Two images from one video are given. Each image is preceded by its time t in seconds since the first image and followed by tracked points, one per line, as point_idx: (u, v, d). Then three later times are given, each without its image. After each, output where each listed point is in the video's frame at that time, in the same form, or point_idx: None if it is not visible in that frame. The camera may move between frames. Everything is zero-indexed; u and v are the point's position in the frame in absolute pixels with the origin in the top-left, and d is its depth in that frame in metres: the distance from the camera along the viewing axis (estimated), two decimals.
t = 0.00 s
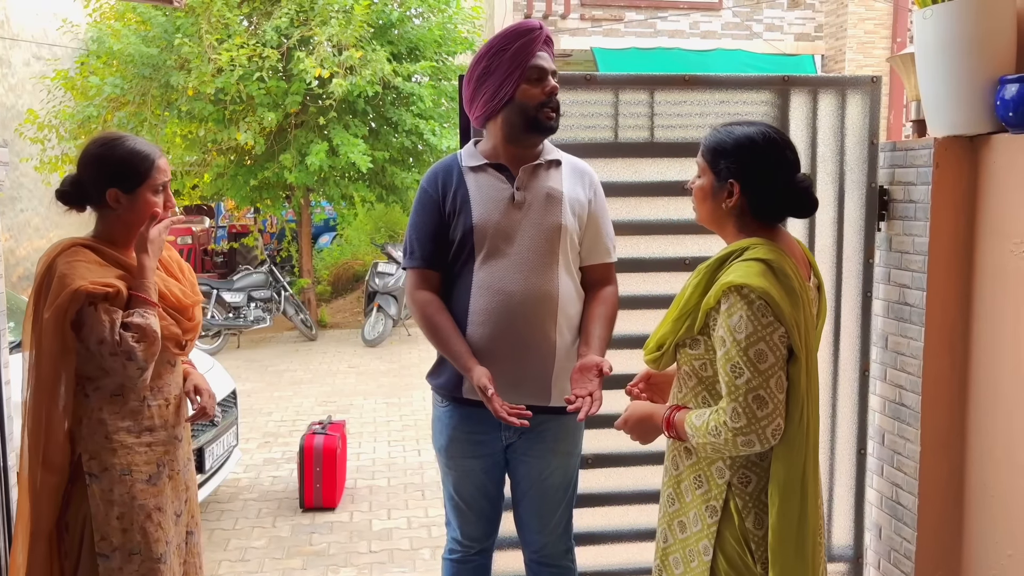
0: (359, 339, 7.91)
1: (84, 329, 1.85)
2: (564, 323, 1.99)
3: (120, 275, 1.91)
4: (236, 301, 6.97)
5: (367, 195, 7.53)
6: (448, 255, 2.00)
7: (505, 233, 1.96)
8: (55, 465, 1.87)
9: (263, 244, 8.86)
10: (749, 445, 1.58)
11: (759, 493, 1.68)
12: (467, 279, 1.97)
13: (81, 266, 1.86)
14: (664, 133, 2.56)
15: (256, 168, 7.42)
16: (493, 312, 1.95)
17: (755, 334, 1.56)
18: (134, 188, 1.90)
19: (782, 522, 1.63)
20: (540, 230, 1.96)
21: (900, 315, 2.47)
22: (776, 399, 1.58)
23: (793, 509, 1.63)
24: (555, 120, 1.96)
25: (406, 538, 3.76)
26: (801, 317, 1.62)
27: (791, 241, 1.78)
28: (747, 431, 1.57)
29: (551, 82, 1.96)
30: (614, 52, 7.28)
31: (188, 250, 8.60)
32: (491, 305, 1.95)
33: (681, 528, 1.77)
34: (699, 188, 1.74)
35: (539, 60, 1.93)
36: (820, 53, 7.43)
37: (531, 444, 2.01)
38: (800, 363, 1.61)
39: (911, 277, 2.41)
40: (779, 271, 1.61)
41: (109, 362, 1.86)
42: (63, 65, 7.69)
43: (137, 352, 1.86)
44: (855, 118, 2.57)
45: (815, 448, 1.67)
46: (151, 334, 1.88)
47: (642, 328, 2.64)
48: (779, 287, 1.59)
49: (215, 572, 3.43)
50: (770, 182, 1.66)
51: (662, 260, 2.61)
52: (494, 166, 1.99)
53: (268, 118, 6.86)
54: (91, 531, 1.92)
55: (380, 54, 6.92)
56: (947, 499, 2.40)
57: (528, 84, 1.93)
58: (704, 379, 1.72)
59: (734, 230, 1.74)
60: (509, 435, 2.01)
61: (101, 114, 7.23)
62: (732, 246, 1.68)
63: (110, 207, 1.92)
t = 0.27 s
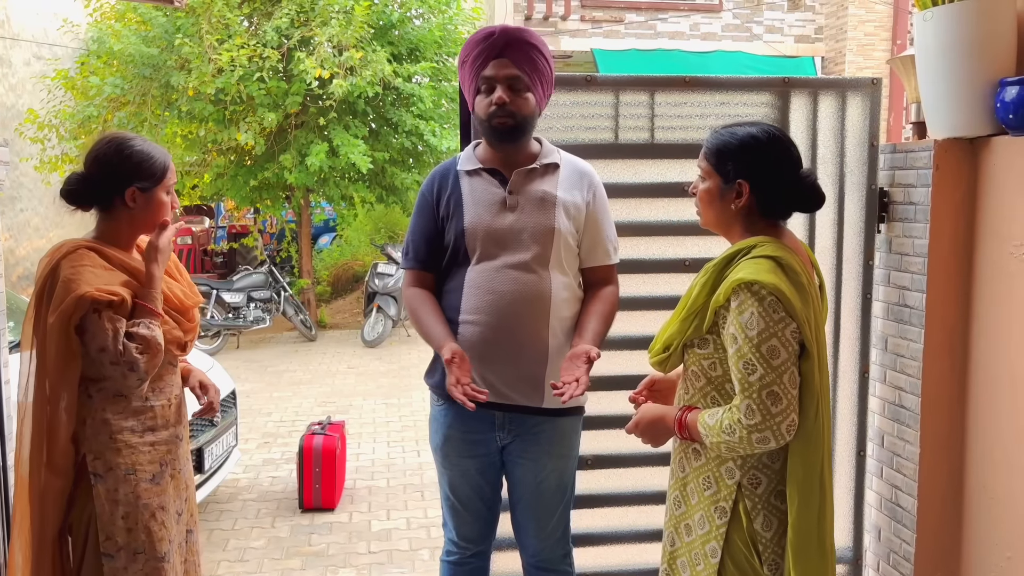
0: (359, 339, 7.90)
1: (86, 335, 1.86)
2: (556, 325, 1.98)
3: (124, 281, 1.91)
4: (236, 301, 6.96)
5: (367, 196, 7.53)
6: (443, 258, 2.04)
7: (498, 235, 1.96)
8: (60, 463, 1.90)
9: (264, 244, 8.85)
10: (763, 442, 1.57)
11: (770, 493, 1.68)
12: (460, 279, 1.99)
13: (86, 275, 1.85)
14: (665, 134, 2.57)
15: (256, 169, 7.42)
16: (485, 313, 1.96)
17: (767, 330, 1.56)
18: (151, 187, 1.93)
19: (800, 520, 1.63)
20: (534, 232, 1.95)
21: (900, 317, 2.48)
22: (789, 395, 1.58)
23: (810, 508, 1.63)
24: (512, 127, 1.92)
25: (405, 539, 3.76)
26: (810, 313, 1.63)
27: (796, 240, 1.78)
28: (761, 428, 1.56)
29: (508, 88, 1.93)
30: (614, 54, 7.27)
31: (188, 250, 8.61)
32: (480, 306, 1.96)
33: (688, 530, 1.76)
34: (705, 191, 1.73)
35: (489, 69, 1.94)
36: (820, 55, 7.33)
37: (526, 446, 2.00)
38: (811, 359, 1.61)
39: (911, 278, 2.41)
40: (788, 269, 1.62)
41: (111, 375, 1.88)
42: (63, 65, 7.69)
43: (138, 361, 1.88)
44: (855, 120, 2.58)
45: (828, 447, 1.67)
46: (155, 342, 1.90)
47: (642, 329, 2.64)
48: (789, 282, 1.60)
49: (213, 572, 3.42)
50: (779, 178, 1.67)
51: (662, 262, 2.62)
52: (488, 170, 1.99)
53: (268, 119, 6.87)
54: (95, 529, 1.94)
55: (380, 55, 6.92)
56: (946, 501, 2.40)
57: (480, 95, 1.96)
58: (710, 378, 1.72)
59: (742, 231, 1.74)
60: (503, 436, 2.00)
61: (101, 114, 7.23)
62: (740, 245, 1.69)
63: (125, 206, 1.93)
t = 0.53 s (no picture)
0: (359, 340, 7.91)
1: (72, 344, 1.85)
2: (544, 326, 1.95)
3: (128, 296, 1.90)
4: (236, 302, 6.96)
5: (367, 197, 7.53)
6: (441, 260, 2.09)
7: (486, 234, 1.96)
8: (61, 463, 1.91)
9: (264, 245, 8.85)
10: (765, 439, 1.57)
11: (773, 494, 1.68)
12: (450, 279, 2.01)
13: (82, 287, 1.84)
14: (666, 136, 2.57)
15: (256, 170, 7.42)
16: (471, 312, 1.96)
17: (767, 327, 1.56)
18: (153, 188, 1.93)
19: (809, 520, 1.63)
20: (520, 230, 1.93)
21: (900, 319, 2.48)
22: (791, 391, 1.58)
23: (816, 506, 1.63)
24: (479, 127, 1.91)
25: (405, 540, 3.76)
26: (810, 310, 1.63)
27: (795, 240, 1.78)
28: (763, 425, 1.56)
29: (478, 88, 1.91)
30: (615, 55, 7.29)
31: (188, 250, 8.62)
32: (465, 306, 1.97)
33: (691, 533, 1.76)
34: (707, 194, 1.73)
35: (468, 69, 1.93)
36: (821, 57, 7.48)
37: (517, 450, 1.97)
38: (812, 356, 1.62)
39: (911, 281, 2.41)
40: (789, 266, 1.62)
41: (82, 399, 1.84)
42: (63, 65, 7.68)
43: (111, 390, 1.83)
44: (855, 122, 2.58)
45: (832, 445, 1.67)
46: (137, 379, 1.85)
47: (642, 331, 2.64)
48: (788, 279, 1.61)
49: (213, 573, 3.42)
50: (781, 176, 1.67)
51: (663, 263, 2.62)
52: (480, 172, 2.01)
53: (268, 120, 6.87)
54: (98, 529, 1.95)
55: (381, 56, 6.92)
56: (945, 504, 2.40)
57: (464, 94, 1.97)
58: (709, 378, 1.72)
59: (744, 232, 1.74)
60: (496, 439, 1.98)
61: (102, 115, 7.20)
62: (740, 244, 1.69)
63: (126, 205, 1.93)
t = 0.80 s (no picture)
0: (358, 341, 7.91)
1: (61, 346, 1.85)
2: (534, 327, 1.94)
3: (125, 301, 1.91)
4: (236, 302, 6.96)
5: (367, 197, 7.54)
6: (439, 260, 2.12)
7: (476, 233, 1.97)
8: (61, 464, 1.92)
9: (264, 246, 8.86)
10: (768, 438, 1.57)
11: (773, 494, 1.68)
12: (443, 278, 2.03)
13: (76, 288, 1.85)
14: (666, 137, 2.57)
15: (256, 170, 7.42)
16: (462, 311, 1.96)
17: (768, 326, 1.57)
18: (152, 192, 1.92)
19: (810, 518, 1.64)
20: (507, 231, 1.93)
21: (900, 321, 2.48)
22: (792, 389, 1.58)
23: (817, 505, 1.64)
24: (473, 122, 1.92)
25: (405, 540, 3.77)
26: (810, 309, 1.64)
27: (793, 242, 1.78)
28: (765, 423, 1.56)
29: (474, 84, 1.92)
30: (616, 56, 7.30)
31: (187, 251, 8.62)
32: (456, 305, 1.97)
33: (691, 534, 1.76)
34: (705, 196, 1.73)
35: (465, 66, 1.95)
36: (821, 59, 7.49)
37: (508, 452, 1.96)
38: (813, 354, 1.62)
39: (911, 282, 2.41)
40: (787, 266, 1.62)
41: (62, 401, 1.85)
42: (64, 66, 7.69)
43: (92, 400, 1.83)
44: (855, 124, 2.58)
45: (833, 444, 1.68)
46: (120, 396, 1.85)
47: (641, 332, 2.64)
48: (787, 278, 1.61)
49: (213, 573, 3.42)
50: (778, 176, 1.68)
51: (663, 264, 2.62)
52: (476, 171, 2.02)
53: (269, 120, 6.87)
54: (99, 529, 1.96)
55: (381, 57, 6.93)
56: (945, 506, 2.40)
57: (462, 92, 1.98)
58: (708, 378, 1.73)
59: (742, 233, 1.74)
60: (489, 440, 1.98)
61: (102, 115, 7.21)
62: (739, 245, 1.69)
63: (123, 205, 1.93)
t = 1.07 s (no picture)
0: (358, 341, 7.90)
1: (57, 347, 1.85)
2: (526, 328, 1.94)
3: (121, 302, 1.90)
4: (235, 303, 6.96)
5: (367, 198, 7.54)
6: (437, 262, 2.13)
7: (467, 235, 1.97)
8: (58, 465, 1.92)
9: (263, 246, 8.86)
10: (763, 437, 1.57)
11: (767, 494, 1.68)
12: (437, 280, 2.04)
13: (73, 287, 1.85)
14: (665, 138, 2.57)
15: (255, 171, 7.41)
16: (454, 313, 1.97)
17: (761, 326, 1.57)
18: (147, 196, 1.92)
19: (800, 516, 1.64)
20: (497, 233, 1.92)
21: (899, 322, 2.48)
22: (787, 388, 1.58)
23: (809, 504, 1.64)
24: (462, 126, 1.93)
25: (404, 542, 3.76)
26: (804, 309, 1.63)
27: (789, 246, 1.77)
28: (760, 422, 1.56)
29: (464, 88, 1.93)
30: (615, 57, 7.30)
31: (187, 251, 8.62)
32: (449, 307, 1.98)
33: (686, 534, 1.76)
34: (695, 194, 1.73)
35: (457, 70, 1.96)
36: (820, 60, 7.49)
37: (503, 454, 1.96)
38: (806, 354, 1.62)
39: (910, 283, 2.42)
40: (780, 266, 1.62)
41: (58, 402, 1.84)
42: (63, 67, 7.70)
43: (89, 401, 1.83)
44: (855, 125, 2.58)
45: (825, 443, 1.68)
46: (115, 396, 1.85)
47: (641, 333, 2.64)
48: (780, 278, 1.61)
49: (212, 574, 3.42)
50: (767, 182, 1.67)
51: (662, 266, 2.62)
52: (470, 173, 2.02)
53: (268, 121, 6.87)
54: (97, 531, 1.96)
55: (381, 58, 6.93)
56: (944, 508, 2.40)
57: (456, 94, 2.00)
58: (702, 379, 1.72)
59: (730, 233, 1.74)
60: (482, 441, 1.98)
61: (102, 116, 7.22)
62: (732, 245, 1.69)
63: (117, 208, 1.93)
